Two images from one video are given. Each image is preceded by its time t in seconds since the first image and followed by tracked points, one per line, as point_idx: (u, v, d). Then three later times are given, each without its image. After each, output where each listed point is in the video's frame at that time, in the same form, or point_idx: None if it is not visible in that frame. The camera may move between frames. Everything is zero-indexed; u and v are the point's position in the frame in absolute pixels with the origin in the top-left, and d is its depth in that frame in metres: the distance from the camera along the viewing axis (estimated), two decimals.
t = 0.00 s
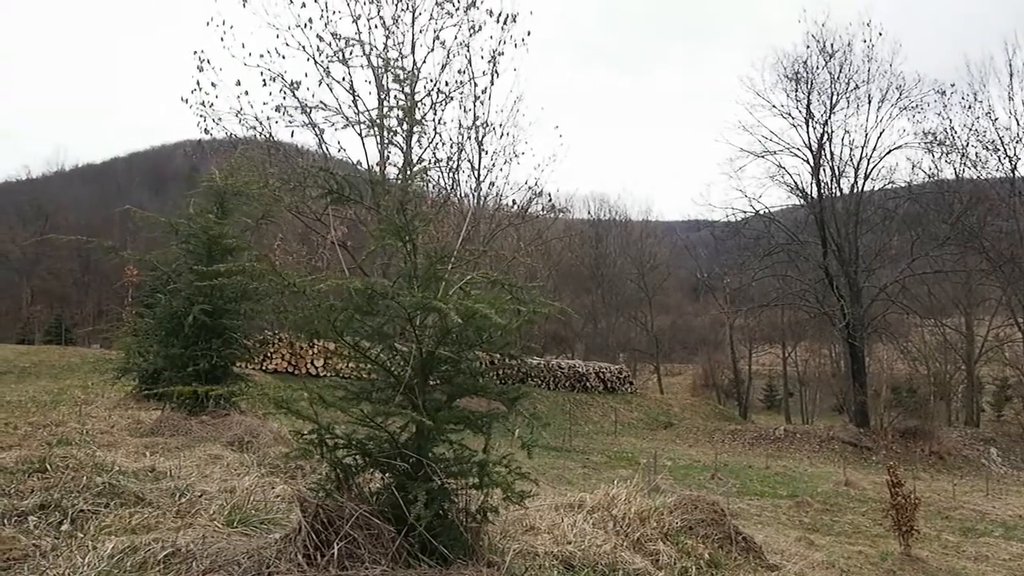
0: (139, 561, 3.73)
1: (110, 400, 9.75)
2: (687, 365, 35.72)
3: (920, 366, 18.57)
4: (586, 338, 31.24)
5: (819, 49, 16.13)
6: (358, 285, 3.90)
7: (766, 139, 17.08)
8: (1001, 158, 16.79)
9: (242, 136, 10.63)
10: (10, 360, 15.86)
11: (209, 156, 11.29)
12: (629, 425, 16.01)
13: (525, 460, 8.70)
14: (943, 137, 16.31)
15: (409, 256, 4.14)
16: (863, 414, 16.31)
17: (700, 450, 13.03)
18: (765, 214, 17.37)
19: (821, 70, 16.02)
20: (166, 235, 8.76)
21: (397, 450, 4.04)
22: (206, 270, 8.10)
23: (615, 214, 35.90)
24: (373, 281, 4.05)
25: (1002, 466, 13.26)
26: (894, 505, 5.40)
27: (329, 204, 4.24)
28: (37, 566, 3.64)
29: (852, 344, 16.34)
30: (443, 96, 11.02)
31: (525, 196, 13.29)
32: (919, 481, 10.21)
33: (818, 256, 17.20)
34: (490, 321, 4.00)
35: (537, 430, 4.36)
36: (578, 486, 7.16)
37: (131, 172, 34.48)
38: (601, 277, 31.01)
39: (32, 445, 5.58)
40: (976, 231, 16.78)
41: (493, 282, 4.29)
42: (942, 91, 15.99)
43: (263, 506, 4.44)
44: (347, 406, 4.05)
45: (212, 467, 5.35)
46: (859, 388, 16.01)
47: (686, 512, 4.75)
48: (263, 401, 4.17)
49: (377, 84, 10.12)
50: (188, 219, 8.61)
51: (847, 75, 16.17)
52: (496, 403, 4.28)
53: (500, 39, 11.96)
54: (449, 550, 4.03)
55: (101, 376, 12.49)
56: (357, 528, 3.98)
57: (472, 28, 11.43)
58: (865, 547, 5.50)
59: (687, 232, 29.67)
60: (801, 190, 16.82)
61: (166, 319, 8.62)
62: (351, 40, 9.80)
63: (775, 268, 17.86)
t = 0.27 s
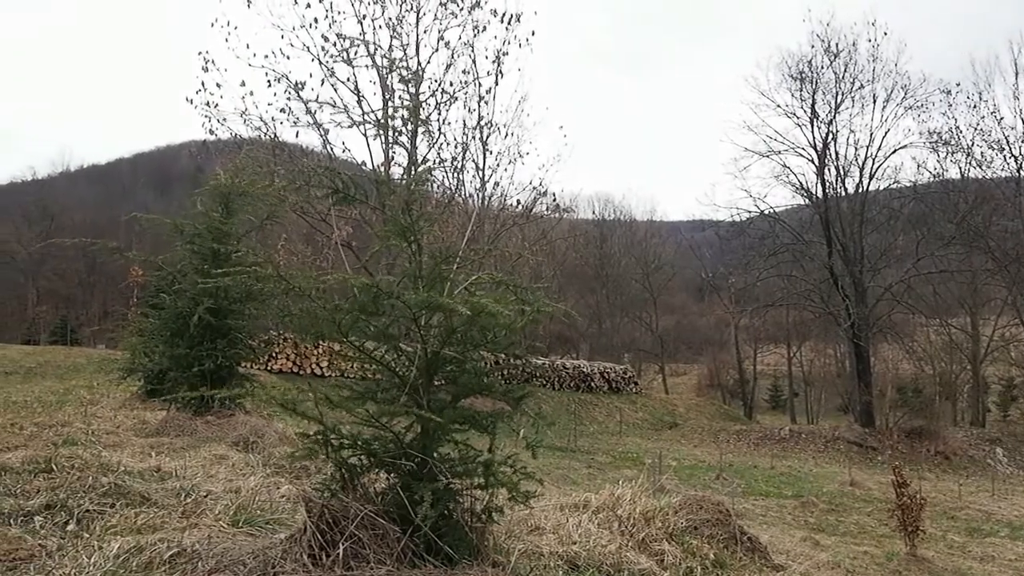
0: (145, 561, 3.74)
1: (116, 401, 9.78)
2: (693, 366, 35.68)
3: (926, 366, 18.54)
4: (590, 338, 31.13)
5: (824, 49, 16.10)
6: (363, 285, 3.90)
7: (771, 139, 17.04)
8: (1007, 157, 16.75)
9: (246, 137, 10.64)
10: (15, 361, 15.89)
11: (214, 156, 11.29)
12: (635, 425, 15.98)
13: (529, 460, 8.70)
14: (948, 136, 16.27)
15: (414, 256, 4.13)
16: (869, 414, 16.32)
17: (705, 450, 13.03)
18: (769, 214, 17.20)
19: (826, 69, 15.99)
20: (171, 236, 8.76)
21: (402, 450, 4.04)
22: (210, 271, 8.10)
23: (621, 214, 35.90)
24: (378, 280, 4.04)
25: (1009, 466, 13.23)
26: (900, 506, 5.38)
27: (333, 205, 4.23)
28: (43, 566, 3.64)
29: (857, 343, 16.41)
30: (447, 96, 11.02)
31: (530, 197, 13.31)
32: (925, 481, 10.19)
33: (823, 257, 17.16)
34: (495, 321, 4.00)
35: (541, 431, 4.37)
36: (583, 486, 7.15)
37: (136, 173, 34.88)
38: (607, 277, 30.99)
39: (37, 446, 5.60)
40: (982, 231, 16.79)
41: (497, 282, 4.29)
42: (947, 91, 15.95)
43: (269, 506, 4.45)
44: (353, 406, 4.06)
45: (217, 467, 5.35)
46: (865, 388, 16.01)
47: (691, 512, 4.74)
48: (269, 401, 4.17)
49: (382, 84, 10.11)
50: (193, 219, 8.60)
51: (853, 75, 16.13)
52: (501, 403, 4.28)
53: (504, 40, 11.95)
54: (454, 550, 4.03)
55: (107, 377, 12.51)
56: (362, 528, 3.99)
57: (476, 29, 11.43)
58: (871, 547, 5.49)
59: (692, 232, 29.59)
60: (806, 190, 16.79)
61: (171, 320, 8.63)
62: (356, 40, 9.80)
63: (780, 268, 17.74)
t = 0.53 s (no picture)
0: (161, 561, 3.75)
1: (131, 402, 9.85)
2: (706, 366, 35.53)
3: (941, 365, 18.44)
4: (605, 338, 31.38)
5: (838, 47, 16.03)
6: (376, 286, 3.89)
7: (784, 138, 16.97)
8: None
9: (261, 138, 10.67)
10: (33, 361, 16.06)
11: (228, 158, 11.33)
12: (648, 425, 15.96)
13: (542, 460, 8.70)
14: (964, 135, 16.18)
15: (427, 257, 4.13)
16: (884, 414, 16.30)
17: (720, 450, 13.06)
18: (784, 213, 17.22)
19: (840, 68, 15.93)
20: (186, 237, 8.81)
21: (416, 451, 4.03)
22: (225, 272, 8.13)
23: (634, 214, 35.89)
24: (391, 282, 4.03)
25: None
26: (915, 506, 5.34)
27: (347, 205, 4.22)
28: (60, 567, 3.67)
29: (872, 343, 16.46)
30: (460, 96, 11.02)
31: (543, 197, 13.32)
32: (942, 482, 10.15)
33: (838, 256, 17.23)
34: (508, 322, 3.99)
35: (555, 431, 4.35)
36: (598, 486, 7.14)
37: (152, 177, 35.72)
38: (620, 278, 30.97)
39: (54, 446, 5.65)
40: (999, 230, 16.64)
41: (510, 282, 4.28)
42: (963, 89, 15.84)
43: (284, 507, 4.45)
44: (367, 408, 4.05)
45: (233, 467, 5.36)
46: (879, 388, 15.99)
47: (706, 512, 4.72)
48: (283, 403, 4.17)
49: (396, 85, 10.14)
50: (207, 220, 8.62)
51: (867, 73, 16.06)
52: (515, 403, 4.27)
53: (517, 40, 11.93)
54: (468, 550, 4.02)
55: (122, 378, 12.60)
56: (377, 528, 3.99)
57: (489, 29, 11.41)
58: (886, 548, 5.47)
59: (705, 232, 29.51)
60: (820, 189, 16.72)
61: (185, 321, 8.66)
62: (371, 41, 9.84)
63: (794, 268, 17.71)
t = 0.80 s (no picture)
0: (176, 561, 3.76)
1: (146, 402, 9.90)
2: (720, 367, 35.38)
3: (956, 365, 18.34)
4: (617, 339, 31.25)
5: (851, 46, 16.00)
6: (390, 287, 3.90)
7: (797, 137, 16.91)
8: None
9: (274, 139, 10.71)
10: (49, 362, 16.18)
11: (241, 159, 11.37)
12: (661, 426, 15.95)
13: (555, 461, 8.68)
14: (978, 133, 16.10)
15: (440, 258, 4.12)
16: (899, 414, 16.29)
17: (733, 450, 13.02)
18: (797, 213, 17.24)
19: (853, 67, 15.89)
20: (200, 238, 8.85)
21: (429, 452, 4.03)
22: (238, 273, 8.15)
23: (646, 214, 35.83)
24: (404, 282, 4.02)
25: None
26: (930, 507, 5.31)
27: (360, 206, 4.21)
28: (76, 567, 3.68)
29: (886, 343, 16.40)
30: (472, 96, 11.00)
31: (555, 197, 13.31)
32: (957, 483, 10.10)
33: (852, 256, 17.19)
34: (521, 323, 3.98)
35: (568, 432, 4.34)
36: (612, 487, 7.13)
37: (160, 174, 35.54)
38: (633, 278, 30.91)
39: (69, 446, 5.68)
40: (1015, 228, 16.40)
41: (523, 283, 4.27)
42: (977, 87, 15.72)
43: (297, 507, 4.45)
44: (381, 409, 4.05)
45: (247, 467, 5.38)
46: (895, 388, 16.02)
47: (719, 513, 4.71)
48: (296, 404, 4.18)
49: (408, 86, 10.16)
50: (222, 221, 8.67)
51: (880, 72, 16.02)
52: (528, 404, 4.25)
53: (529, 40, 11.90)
54: (482, 551, 4.02)
55: (137, 379, 12.65)
56: (390, 529, 3.99)
57: (501, 30, 11.42)
58: (901, 549, 5.44)
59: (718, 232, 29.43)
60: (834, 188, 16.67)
61: (199, 322, 8.70)
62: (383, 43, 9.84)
63: (808, 268, 17.74)
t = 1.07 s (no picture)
0: (198, 561, 3.78)
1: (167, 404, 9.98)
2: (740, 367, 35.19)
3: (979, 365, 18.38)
4: (638, 339, 31.16)
5: (871, 44, 15.91)
6: (411, 287, 3.91)
7: (817, 136, 16.97)
8: None
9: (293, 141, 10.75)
10: (71, 364, 16.36)
11: (261, 161, 11.43)
12: (681, 427, 15.88)
13: (575, 461, 8.67)
14: (1000, 131, 15.96)
15: (459, 259, 4.10)
16: (921, 414, 16.33)
17: (753, 451, 12.98)
18: (818, 212, 17.29)
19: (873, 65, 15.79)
20: (221, 240, 8.91)
21: (450, 452, 4.04)
22: (258, 274, 8.21)
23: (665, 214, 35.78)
24: (425, 283, 4.02)
25: None
26: (953, 508, 5.26)
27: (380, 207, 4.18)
28: (100, 567, 3.71)
29: (908, 343, 16.42)
30: (491, 97, 11.00)
31: (574, 197, 13.28)
32: (980, 484, 10.02)
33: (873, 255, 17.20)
34: (542, 323, 3.97)
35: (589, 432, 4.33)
36: (632, 487, 7.10)
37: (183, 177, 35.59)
38: (652, 277, 30.97)
39: (92, 447, 5.74)
40: None
41: (543, 283, 4.25)
42: (999, 84, 15.55)
43: (319, 507, 4.46)
44: (402, 409, 4.06)
45: (268, 468, 5.39)
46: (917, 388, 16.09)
47: (740, 514, 4.69)
48: (317, 404, 4.19)
49: (426, 88, 10.15)
50: (242, 223, 8.72)
51: (901, 70, 15.97)
52: (548, 404, 4.24)
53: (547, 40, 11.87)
54: (502, 551, 4.02)
55: (158, 380, 12.76)
56: (411, 529, 3.99)
57: (520, 30, 11.42)
58: (924, 550, 5.40)
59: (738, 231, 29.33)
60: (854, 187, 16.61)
61: (220, 323, 8.78)
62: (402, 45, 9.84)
63: (829, 267, 17.77)
